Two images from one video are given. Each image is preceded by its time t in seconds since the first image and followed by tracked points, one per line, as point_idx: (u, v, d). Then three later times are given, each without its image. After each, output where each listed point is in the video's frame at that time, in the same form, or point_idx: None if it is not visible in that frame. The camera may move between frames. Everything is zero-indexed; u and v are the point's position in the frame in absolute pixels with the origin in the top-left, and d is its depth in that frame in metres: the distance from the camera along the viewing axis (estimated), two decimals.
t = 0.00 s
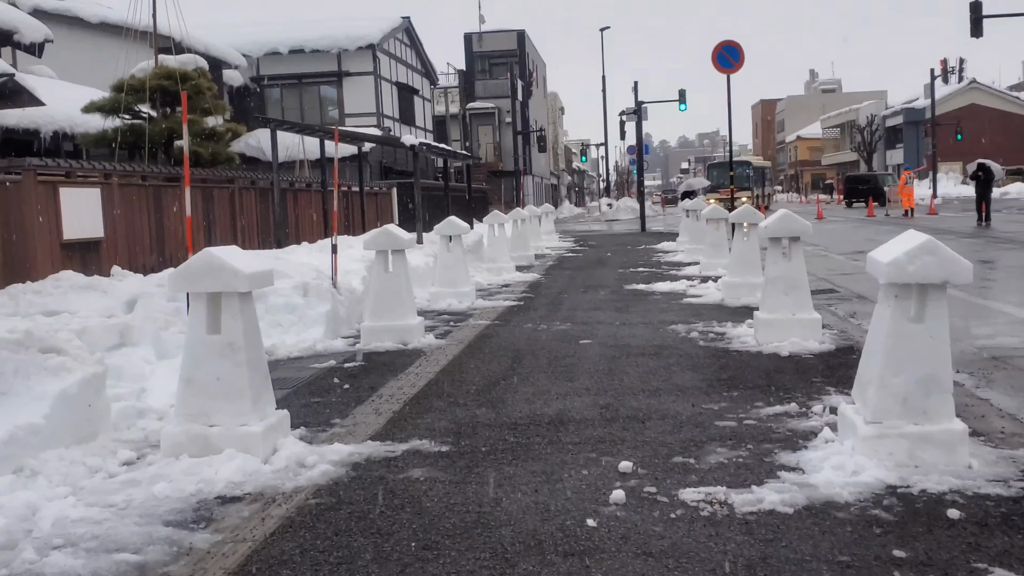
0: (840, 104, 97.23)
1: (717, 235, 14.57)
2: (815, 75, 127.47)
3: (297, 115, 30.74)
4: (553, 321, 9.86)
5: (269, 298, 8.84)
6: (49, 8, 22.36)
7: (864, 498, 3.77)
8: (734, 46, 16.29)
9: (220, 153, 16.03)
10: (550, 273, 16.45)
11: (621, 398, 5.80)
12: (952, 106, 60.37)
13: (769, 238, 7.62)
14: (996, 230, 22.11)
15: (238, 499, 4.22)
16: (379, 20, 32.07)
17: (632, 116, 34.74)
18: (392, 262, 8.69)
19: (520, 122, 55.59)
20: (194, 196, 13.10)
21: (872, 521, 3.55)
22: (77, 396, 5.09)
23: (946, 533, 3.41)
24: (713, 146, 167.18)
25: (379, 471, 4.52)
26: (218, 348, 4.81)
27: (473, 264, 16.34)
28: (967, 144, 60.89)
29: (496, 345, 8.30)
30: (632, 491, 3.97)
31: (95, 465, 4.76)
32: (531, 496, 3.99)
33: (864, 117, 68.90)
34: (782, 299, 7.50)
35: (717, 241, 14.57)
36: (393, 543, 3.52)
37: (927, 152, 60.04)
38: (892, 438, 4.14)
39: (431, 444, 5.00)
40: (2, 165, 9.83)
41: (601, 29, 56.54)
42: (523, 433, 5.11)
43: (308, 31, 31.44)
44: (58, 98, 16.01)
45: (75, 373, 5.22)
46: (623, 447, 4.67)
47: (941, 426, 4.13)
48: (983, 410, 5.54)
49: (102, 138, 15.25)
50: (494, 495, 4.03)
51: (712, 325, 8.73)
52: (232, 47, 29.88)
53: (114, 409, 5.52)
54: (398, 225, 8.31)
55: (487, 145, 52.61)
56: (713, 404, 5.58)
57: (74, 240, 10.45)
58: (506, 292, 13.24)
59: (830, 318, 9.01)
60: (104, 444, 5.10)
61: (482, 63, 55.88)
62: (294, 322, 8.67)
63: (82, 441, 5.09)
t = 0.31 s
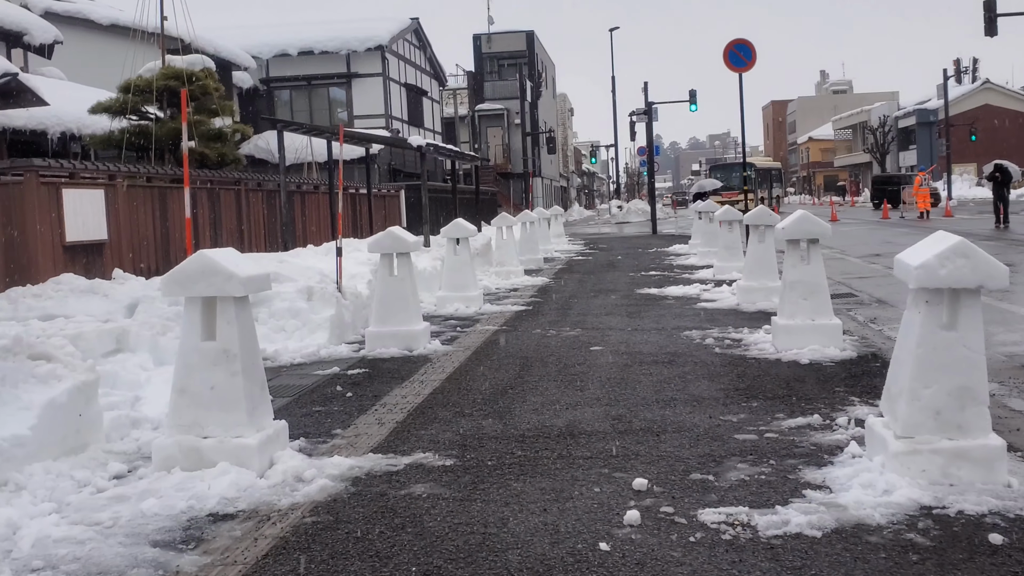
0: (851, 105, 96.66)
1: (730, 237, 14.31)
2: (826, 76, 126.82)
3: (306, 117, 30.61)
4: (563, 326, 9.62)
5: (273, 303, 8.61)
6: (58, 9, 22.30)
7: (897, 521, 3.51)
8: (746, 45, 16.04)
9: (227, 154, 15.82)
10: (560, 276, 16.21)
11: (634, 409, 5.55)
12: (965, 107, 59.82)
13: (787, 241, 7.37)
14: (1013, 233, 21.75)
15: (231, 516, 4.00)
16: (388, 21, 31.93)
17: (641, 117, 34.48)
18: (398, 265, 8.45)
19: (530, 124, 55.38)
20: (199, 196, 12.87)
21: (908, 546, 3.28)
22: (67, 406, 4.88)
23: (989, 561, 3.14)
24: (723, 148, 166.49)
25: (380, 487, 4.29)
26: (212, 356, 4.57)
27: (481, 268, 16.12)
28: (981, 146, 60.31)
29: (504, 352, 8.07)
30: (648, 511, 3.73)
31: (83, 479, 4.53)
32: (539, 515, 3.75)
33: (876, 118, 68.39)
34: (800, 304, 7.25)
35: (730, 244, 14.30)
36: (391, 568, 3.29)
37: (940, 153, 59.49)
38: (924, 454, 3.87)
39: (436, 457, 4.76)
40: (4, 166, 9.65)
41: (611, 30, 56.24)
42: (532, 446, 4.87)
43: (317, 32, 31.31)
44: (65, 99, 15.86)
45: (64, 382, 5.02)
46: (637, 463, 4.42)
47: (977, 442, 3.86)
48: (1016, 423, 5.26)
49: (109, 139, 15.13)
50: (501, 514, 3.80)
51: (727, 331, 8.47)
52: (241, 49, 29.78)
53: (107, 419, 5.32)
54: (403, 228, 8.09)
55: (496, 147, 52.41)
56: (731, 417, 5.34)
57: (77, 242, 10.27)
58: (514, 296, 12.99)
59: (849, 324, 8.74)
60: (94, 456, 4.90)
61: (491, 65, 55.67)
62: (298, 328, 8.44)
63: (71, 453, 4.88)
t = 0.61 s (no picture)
0: (862, 107, 96.09)
1: (742, 239, 14.07)
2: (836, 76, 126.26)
3: (315, 118, 30.45)
4: (573, 330, 9.39)
5: (277, 307, 8.39)
6: (69, 11, 22.18)
7: (934, 546, 3.27)
8: (760, 42, 15.79)
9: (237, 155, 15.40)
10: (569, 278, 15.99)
11: (648, 420, 5.32)
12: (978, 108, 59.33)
13: (806, 243, 7.12)
14: None
15: (224, 535, 3.77)
16: (398, 23, 31.75)
17: (651, 118, 34.21)
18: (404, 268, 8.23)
19: (539, 125, 55.14)
20: (205, 199, 12.65)
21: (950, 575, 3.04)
22: (59, 414, 4.66)
23: None
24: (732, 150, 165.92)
25: (382, 504, 4.07)
26: (206, 365, 4.35)
27: (489, 270, 15.90)
28: (994, 147, 59.81)
29: (513, 357, 7.84)
30: (665, 533, 3.49)
31: (73, 492, 4.31)
32: (549, 537, 3.51)
33: (888, 120, 67.95)
34: (819, 308, 6.99)
35: (743, 245, 14.05)
36: None
37: (952, 154, 59.01)
38: (962, 471, 3.62)
39: (440, 471, 4.54)
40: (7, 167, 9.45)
41: (622, 32, 55.99)
42: (541, 459, 4.64)
43: (326, 32, 31.14)
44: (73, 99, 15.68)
45: (56, 389, 4.80)
46: (653, 478, 4.19)
47: (1019, 459, 3.62)
48: None
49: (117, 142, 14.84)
50: (509, 535, 3.57)
51: (743, 336, 8.22)
52: (250, 50, 29.63)
53: (100, 427, 5.09)
54: (409, 229, 7.87)
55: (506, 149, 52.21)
56: (749, 428, 5.11)
57: (80, 244, 10.05)
58: (523, 299, 12.77)
59: (869, 329, 8.48)
60: (86, 467, 4.68)
61: (500, 66, 55.43)
62: (302, 332, 8.22)
63: (64, 464, 4.66)
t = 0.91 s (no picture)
0: (873, 108, 95.53)
1: (754, 241, 13.83)
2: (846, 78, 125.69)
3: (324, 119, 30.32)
4: (583, 334, 9.17)
5: (280, 310, 8.18)
6: (78, 12, 22.09)
7: (976, 573, 3.04)
8: (774, 42, 15.55)
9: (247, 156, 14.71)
10: (578, 280, 15.76)
11: (663, 430, 5.09)
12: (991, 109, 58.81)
13: (826, 247, 6.93)
14: None
15: (218, 554, 3.58)
16: (406, 24, 31.57)
17: (661, 119, 33.94)
18: (410, 271, 8.01)
19: (548, 126, 54.93)
20: (211, 201, 12.42)
21: None
22: (48, 425, 4.44)
23: None
24: (741, 151, 165.30)
25: (383, 521, 3.86)
26: (200, 375, 4.10)
27: (497, 272, 15.70)
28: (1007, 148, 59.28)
29: (522, 362, 7.64)
30: (684, 558, 3.27)
31: (61, 507, 4.10)
32: (560, 561, 3.29)
33: (899, 121, 67.52)
34: (839, 314, 6.82)
35: (757, 247, 13.81)
36: None
37: (965, 155, 58.49)
38: (1002, 492, 3.40)
39: (445, 486, 4.32)
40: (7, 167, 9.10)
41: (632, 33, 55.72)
42: (551, 473, 4.42)
43: (335, 34, 30.99)
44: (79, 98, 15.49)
45: (46, 399, 4.59)
46: (669, 495, 3.97)
47: None
48: None
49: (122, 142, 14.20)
50: (518, 558, 3.35)
51: (759, 341, 7.99)
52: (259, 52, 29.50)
53: (93, 437, 4.87)
54: (416, 231, 7.67)
55: (514, 151, 52.01)
56: (770, 440, 4.90)
57: (82, 246, 9.70)
58: (531, 301, 12.54)
59: (888, 334, 8.24)
60: (76, 480, 4.46)
61: (509, 67, 55.20)
62: (306, 335, 8.00)
63: (53, 477, 4.45)
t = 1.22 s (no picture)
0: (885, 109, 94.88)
1: (770, 244, 13.58)
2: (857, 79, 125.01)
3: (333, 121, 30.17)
4: (594, 340, 8.95)
5: (285, 315, 7.97)
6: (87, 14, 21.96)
7: None
8: (790, 40, 15.29)
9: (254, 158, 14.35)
10: (588, 284, 15.53)
11: (680, 445, 4.88)
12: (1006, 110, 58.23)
13: (848, 252, 6.72)
14: None
15: None
16: (416, 25, 31.40)
17: (673, 120, 33.66)
18: (416, 276, 7.80)
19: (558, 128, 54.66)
20: (218, 204, 12.21)
21: None
22: (35, 439, 4.23)
23: None
24: (752, 153, 164.49)
25: (385, 542, 3.65)
26: (192, 387, 3.91)
27: (507, 275, 15.50)
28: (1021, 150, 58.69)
29: (531, 369, 7.43)
30: None
31: (48, 525, 3.87)
32: None
33: (912, 123, 66.98)
34: (861, 321, 6.63)
35: (772, 251, 13.57)
36: None
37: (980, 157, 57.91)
38: None
39: (450, 503, 4.10)
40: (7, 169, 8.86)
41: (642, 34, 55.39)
42: (561, 491, 4.19)
43: (344, 35, 30.84)
44: (87, 99, 15.35)
45: (34, 410, 4.38)
46: (688, 518, 3.74)
47: None
48: None
49: (128, 144, 13.93)
50: None
51: (776, 350, 7.78)
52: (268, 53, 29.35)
53: (84, 451, 4.66)
54: (422, 235, 7.46)
55: (524, 152, 51.74)
56: (792, 456, 4.69)
57: (85, 249, 9.46)
58: (540, 306, 12.31)
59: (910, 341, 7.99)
60: (64, 496, 4.25)
61: (519, 69, 54.91)
62: (310, 340, 7.79)
63: (39, 493, 4.24)
